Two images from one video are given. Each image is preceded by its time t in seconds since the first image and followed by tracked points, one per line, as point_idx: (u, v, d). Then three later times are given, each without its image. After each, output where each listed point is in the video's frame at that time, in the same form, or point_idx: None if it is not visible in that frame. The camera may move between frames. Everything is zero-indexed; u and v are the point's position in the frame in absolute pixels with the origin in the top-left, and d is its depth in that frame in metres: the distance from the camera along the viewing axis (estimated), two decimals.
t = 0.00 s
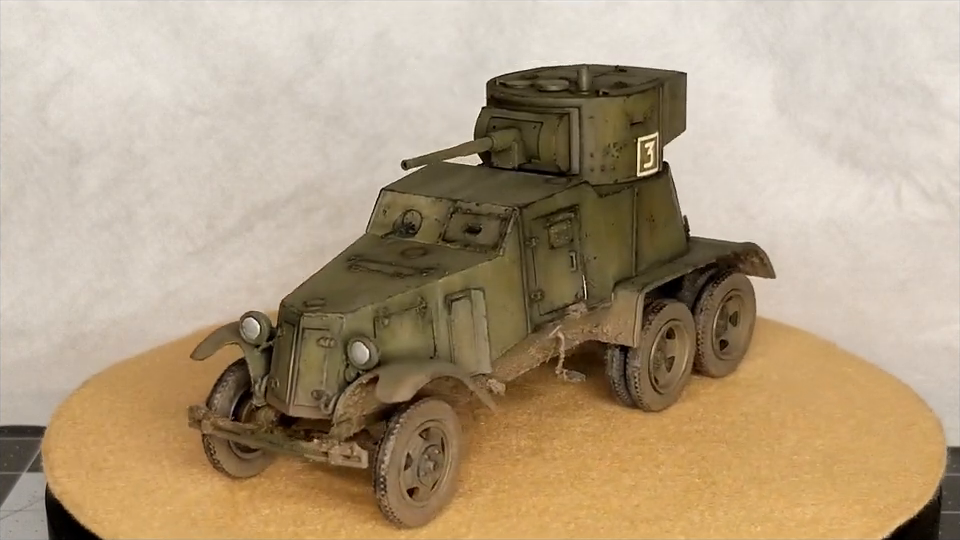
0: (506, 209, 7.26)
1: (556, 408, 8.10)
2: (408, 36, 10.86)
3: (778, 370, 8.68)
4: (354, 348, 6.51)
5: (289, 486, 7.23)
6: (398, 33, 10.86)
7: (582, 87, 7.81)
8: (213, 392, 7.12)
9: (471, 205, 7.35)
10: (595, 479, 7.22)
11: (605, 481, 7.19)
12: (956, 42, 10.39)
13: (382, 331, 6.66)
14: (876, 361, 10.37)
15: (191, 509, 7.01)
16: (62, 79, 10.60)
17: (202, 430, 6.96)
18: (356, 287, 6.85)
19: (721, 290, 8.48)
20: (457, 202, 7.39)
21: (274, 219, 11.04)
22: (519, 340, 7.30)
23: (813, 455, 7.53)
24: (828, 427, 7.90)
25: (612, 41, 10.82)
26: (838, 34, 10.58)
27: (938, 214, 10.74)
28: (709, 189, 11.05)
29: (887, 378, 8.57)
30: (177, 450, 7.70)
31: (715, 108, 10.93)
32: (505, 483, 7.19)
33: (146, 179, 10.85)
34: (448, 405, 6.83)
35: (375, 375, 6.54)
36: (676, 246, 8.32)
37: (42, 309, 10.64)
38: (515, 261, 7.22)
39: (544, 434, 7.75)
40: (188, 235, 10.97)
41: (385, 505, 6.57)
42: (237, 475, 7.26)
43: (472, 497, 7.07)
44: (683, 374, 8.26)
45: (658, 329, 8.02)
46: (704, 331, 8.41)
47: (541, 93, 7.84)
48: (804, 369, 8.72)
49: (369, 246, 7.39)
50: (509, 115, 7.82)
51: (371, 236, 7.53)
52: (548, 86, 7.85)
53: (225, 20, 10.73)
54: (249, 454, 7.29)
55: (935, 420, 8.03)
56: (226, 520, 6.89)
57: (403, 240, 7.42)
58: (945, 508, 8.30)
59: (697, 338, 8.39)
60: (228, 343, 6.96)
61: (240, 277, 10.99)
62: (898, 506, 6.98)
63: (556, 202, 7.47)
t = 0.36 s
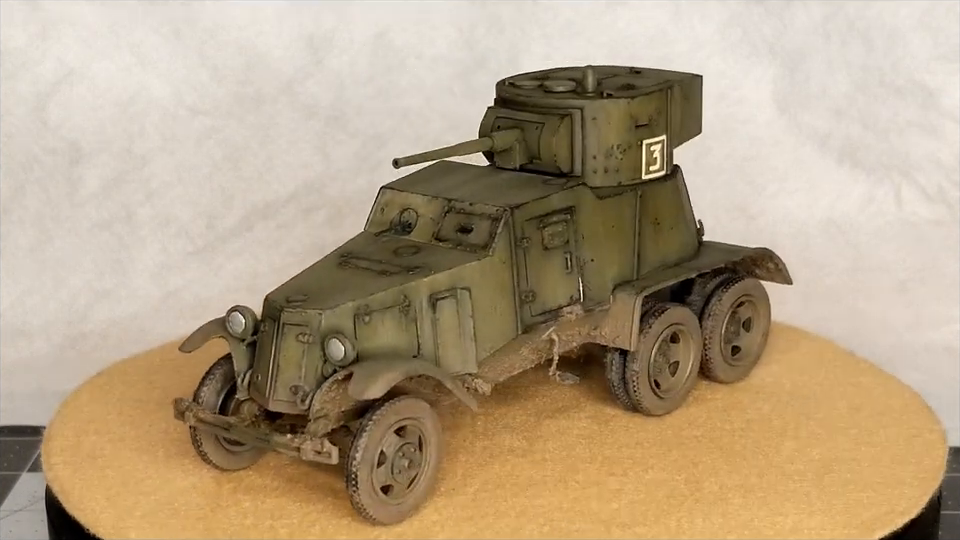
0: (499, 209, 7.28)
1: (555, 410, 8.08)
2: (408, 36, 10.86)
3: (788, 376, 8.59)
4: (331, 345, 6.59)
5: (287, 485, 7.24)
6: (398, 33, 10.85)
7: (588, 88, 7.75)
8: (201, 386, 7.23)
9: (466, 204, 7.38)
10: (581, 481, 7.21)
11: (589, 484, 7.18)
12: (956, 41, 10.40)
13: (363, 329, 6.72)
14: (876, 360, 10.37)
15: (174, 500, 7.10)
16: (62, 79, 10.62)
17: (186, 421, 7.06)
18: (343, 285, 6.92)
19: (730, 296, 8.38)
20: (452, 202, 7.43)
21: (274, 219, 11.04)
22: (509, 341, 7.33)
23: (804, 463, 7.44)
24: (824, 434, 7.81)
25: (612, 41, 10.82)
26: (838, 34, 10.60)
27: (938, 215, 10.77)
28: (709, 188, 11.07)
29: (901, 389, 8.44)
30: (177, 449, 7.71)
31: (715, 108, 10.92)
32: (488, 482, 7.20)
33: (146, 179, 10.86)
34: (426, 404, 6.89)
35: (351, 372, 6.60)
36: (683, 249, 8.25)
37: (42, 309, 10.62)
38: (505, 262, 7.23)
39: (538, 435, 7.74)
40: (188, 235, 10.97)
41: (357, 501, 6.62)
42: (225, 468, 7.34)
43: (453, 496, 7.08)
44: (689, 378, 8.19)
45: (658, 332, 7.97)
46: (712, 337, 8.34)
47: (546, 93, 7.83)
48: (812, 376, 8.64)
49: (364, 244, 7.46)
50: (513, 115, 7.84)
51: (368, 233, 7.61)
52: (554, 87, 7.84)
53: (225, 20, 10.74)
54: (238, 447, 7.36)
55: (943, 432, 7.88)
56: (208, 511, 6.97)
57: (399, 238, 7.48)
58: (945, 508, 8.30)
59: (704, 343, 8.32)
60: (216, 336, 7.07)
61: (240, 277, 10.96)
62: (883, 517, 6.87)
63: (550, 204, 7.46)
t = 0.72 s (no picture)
0: (488, 209, 7.31)
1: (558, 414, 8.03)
2: (409, 36, 10.86)
3: (802, 384, 8.43)
4: (307, 341, 6.70)
5: (284, 487, 7.24)
6: (398, 33, 10.85)
7: (592, 90, 7.76)
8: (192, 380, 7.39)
9: (458, 204, 7.43)
10: (567, 483, 7.22)
11: (572, 487, 7.19)
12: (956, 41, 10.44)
13: (344, 326, 6.81)
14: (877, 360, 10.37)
15: (158, 490, 7.24)
16: (62, 79, 10.66)
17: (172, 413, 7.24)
18: (330, 281, 7.00)
19: (738, 302, 8.22)
20: (446, 201, 7.48)
21: (274, 219, 11.00)
22: (499, 342, 7.35)
23: (796, 474, 7.34)
24: (822, 445, 7.69)
25: (612, 41, 10.83)
26: (838, 34, 10.65)
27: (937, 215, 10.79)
28: (709, 188, 11.09)
29: (915, 402, 8.26)
30: (179, 453, 7.64)
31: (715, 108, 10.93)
32: (470, 479, 7.26)
33: (146, 179, 10.87)
34: (406, 404, 6.92)
35: (326, 368, 6.69)
36: (690, 254, 8.15)
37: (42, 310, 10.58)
38: (495, 263, 7.26)
39: (532, 436, 7.74)
40: (188, 235, 10.97)
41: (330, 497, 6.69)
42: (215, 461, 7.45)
43: (433, 493, 7.14)
44: (691, 383, 8.10)
45: (658, 337, 7.86)
46: (718, 343, 8.20)
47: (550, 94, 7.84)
48: (828, 385, 8.47)
49: (360, 241, 7.54)
50: (517, 116, 7.86)
51: (365, 229, 7.73)
52: (560, 88, 7.85)
53: (224, 20, 10.75)
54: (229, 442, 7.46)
55: (946, 447, 7.71)
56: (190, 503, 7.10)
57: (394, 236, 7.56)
58: (946, 509, 8.30)
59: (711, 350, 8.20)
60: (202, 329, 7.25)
61: (240, 277, 10.92)
62: (862, 529, 6.82)
63: (544, 205, 7.46)
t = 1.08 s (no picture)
0: (480, 209, 7.33)
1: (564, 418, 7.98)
2: (409, 36, 10.85)
3: (811, 393, 8.31)
4: (286, 336, 6.73)
5: (275, 483, 7.28)
6: (398, 33, 10.85)
7: (597, 91, 7.75)
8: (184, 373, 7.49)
9: (452, 203, 7.46)
10: (550, 486, 7.20)
11: (554, 489, 7.17)
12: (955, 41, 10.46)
13: (326, 323, 6.83)
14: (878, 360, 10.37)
15: (146, 480, 7.35)
16: (62, 79, 10.66)
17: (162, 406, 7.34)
18: (318, 278, 7.04)
19: (745, 307, 8.11)
20: (441, 201, 7.52)
21: (274, 219, 11.00)
22: (488, 342, 7.37)
23: (785, 483, 7.23)
24: (818, 454, 7.57)
25: (612, 41, 10.83)
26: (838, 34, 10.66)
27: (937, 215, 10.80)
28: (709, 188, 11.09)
29: (928, 415, 8.09)
30: (179, 452, 7.67)
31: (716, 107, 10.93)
32: (451, 478, 7.28)
33: (146, 179, 10.87)
34: (385, 402, 6.96)
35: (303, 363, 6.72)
36: (696, 258, 8.06)
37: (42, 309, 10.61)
38: (485, 263, 7.28)
39: (525, 437, 7.74)
40: (188, 235, 10.98)
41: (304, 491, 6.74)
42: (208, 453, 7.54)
43: (414, 491, 7.16)
44: (693, 388, 8.01)
45: (656, 342, 7.79)
46: (723, 349, 8.11)
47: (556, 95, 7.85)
48: (839, 394, 8.34)
49: (357, 239, 7.61)
50: (522, 116, 7.87)
51: (364, 226, 7.80)
52: (566, 89, 7.85)
53: (224, 20, 10.74)
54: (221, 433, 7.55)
55: (946, 461, 7.54)
56: (178, 493, 7.19)
57: (389, 234, 7.63)
58: (945, 508, 8.31)
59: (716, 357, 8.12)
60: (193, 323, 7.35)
61: (240, 277, 10.94)
62: None
63: (539, 206, 7.46)
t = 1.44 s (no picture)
0: (471, 208, 7.35)
1: (565, 421, 7.97)
2: (409, 36, 10.85)
3: (819, 403, 8.23)
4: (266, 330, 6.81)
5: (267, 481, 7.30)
6: (398, 33, 10.85)
7: (600, 93, 7.73)
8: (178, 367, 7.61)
9: (447, 202, 7.49)
10: (533, 487, 7.19)
11: (537, 491, 7.17)
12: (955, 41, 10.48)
13: (309, 319, 6.89)
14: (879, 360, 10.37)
15: (137, 470, 7.48)
16: (62, 79, 10.66)
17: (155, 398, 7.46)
18: (306, 274, 7.11)
19: (750, 313, 8.04)
20: (437, 199, 7.55)
21: (274, 219, 11.00)
22: (477, 341, 7.38)
23: (771, 492, 7.16)
24: (811, 464, 7.47)
25: (612, 42, 10.84)
26: (838, 34, 10.67)
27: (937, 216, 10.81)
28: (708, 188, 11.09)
29: (935, 429, 7.92)
30: (183, 451, 7.68)
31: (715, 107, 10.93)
32: (434, 477, 7.31)
33: (146, 179, 10.88)
34: (366, 399, 7.02)
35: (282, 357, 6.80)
36: (702, 262, 8.01)
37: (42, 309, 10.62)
38: (475, 263, 7.29)
39: (518, 437, 7.76)
40: (188, 236, 10.98)
41: (280, 486, 6.81)
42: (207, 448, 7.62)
43: (398, 489, 7.21)
44: (694, 393, 7.96)
45: (652, 346, 7.76)
46: (727, 355, 8.05)
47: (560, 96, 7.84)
48: (846, 406, 8.23)
49: (353, 236, 7.67)
50: (527, 116, 7.89)
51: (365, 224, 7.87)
52: (571, 90, 7.85)
53: (224, 20, 10.74)
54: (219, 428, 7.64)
55: (943, 475, 7.39)
56: (166, 482, 7.32)
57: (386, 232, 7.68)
58: (946, 508, 8.31)
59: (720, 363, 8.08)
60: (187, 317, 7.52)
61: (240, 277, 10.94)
62: None
63: (532, 206, 7.45)
